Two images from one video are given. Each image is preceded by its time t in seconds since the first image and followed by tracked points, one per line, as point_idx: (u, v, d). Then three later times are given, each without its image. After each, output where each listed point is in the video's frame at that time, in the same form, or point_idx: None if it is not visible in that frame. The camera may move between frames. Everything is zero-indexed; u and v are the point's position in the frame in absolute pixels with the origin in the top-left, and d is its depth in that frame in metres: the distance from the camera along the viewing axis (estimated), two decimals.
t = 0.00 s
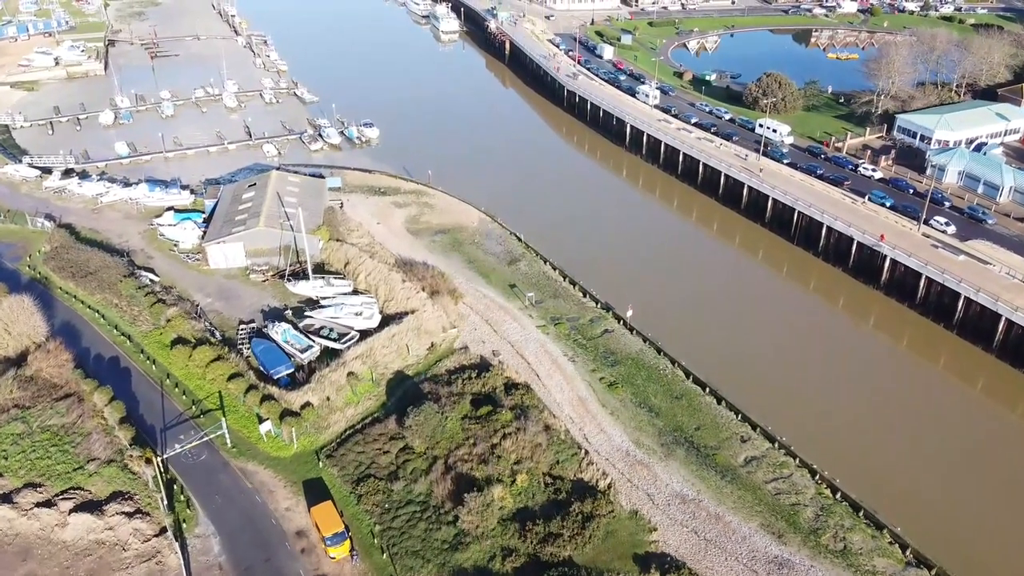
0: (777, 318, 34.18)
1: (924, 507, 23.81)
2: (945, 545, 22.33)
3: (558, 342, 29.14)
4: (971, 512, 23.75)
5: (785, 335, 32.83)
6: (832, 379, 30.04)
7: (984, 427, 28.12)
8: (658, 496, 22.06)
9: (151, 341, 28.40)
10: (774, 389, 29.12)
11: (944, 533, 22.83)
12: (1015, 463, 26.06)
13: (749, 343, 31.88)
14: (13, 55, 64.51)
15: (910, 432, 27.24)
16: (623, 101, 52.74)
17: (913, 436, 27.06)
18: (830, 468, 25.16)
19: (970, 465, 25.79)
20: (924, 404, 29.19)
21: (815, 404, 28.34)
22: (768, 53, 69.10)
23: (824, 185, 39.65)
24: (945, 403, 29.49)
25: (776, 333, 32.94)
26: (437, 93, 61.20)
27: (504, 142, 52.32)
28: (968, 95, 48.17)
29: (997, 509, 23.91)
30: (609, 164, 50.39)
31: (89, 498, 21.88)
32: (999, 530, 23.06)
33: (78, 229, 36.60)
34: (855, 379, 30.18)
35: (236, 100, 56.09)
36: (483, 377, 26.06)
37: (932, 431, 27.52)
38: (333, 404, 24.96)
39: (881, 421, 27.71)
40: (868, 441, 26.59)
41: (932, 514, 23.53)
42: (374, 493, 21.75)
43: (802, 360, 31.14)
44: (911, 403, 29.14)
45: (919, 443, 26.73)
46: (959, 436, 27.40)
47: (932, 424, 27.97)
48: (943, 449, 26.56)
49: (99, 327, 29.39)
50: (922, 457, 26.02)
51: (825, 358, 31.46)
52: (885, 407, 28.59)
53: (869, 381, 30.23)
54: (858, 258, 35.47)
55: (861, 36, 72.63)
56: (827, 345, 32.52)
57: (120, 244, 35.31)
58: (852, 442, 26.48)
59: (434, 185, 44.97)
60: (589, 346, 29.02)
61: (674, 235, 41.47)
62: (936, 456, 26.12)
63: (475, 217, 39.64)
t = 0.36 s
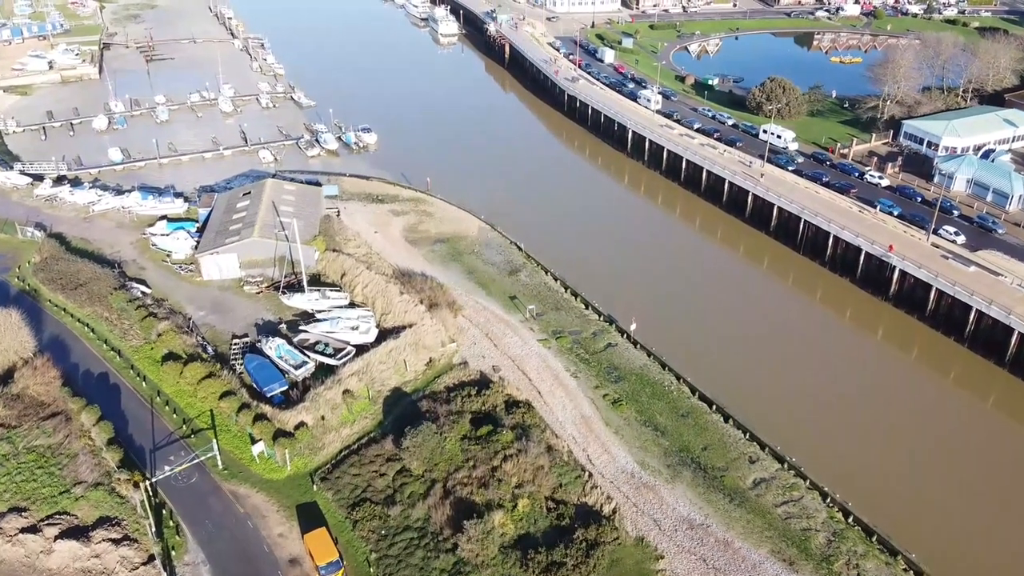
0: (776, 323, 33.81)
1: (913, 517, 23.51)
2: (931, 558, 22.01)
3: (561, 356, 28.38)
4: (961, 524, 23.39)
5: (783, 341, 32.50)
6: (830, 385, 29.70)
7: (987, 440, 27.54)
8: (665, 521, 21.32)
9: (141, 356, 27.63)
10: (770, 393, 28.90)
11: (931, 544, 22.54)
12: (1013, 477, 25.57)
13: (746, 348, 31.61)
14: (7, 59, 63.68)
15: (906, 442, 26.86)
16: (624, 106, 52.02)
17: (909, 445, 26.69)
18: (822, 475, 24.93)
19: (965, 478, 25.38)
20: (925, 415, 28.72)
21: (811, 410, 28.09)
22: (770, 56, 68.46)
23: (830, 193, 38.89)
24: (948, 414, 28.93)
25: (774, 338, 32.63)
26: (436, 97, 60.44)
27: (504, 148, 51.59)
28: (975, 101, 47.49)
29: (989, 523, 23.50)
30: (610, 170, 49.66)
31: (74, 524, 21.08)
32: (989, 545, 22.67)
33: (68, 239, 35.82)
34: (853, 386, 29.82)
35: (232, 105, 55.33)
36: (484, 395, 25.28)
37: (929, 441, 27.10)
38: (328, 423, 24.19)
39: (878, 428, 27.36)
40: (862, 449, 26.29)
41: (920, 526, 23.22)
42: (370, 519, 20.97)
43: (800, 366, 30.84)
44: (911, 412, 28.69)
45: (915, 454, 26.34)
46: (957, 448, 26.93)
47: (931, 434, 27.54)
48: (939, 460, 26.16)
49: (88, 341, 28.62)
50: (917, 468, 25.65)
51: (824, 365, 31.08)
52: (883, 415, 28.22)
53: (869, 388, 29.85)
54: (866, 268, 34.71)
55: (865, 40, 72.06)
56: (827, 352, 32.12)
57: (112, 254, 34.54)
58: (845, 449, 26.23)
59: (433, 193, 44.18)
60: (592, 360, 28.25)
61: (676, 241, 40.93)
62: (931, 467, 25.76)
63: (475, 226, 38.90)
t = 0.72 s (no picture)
0: (777, 328, 33.58)
1: (910, 521, 23.37)
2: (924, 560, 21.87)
3: (563, 372, 27.60)
4: (959, 529, 23.21)
5: (784, 345, 32.29)
6: (830, 389, 29.53)
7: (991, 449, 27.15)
8: (672, 549, 20.59)
9: (132, 372, 26.84)
10: (770, 395, 28.79)
11: (926, 547, 22.41)
12: (1013, 484, 25.32)
13: (746, 350, 31.48)
14: None
15: (905, 446, 26.69)
16: (626, 111, 51.29)
17: (908, 449, 26.56)
18: (818, 478, 24.83)
19: (963, 481, 25.22)
20: (928, 421, 28.40)
21: (811, 413, 27.97)
22: (772, 60, 67.80)
23: (836, 201, 38.15)
24: (952, 422, 28.55)
25: (774, 341, 32.47)
26: (435, 101, 59.67)
27: (504, 154, 50.84)
28: (982, 106, 46.80)
29: (985, 527, 23.32)
30: (612, 177, 48.90)
31: (60, 551, 20.28)
32: (984, 549, 22.47)
33: (59, 249, 35.03)
34: (855, 391, 29.62)
35: (228, 110, 54.56)
36: (484, 413, 24.49)
37: (928, 446, 26.89)
38: (323, 444, 23.43)
39: (873, 430, 27.27)
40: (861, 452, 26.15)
41: (916, 528, 23.09)
42: (366, 547, 20.19)
43: (801, 369, 30.68)
44: (912, 418, 28.45)
45: (914, 458, 26.14)
46: (957, 453, 26.69)
47: (932, 439, 27.31)
48: (938, 464, 25.97)
49: (77, 357, 27.82)
50: (915, 471, 25.51)
51: (825, 370, 30.88)
52: (881, 419, 28.06)
53: (868, 393, 29.65)
54: (875, 279, 33.97)
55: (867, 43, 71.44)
56: (829, 357, 31.86)
57: (103, 265, 33.75)
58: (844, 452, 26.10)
59: (432, 201, 43.37)
60: (595, 376, 27.46)
61: (673, 245, 40.62)
62: (930, 470, 25.57)
63: (474, 235, 38.14)
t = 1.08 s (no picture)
0: (774, 333, 33.28)
1: (905, 526, 23.17)
2: (917, 567, 21.67)
3: (566, 389, 26.84)
4: (956, 537, 22.93)
5: (786, 351, 32.00)
6: (831, 394, 29.27)
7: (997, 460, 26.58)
8: None
9: (121, 390, 26.04)
10: (771, 398, 28.60)
11: (920, 553, 22.20)
12: (1013, 492, 24.94)
13: (745, 354, 31.23)
14: None
15: (903, 452, 26.42)
16: (627, 116, 50.56)
17: (909, 456, 26.26)
18: (816, 483, 24.63)
19: (959, 482, 25.21)
20: (932, 431, 27.95)
21: (811, 417, 27.78)
22: (774, 63, 67.11)
23: (843, 210, 37.42)
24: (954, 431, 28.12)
25: (769, 344, 32.25)
26: (434, 105, 58.90)
27: (503, 159, 50.10)
28: (989, 112, 46.11)
29: (983, 532, 23.15)
30: (613, 183, 48.19)
31: None
32: (981, 554, 22.31)
33: (49, 261, 34.23)
34: (849, 394, 29.47)
35: (223, 114, 53.79)
36: (484, 434, 23.68)
37: (930, 453, 26.55)
38: (318, 468, 22.65)
39: (867, 432, 27.21)
40: (860, 457, 25.92)
41: (911, 534, 22.87)
42: None
43: (802, 374, 30.44)
44: (913, 425, 28.11)
45: (914, 465, 25.85)
46: (953, 458, 26.48)
47: (934, 448, 26.94)
48: (935, 468, 25.80)
49: (66, 373, 27.03)
50: (914, 478, 25.20)
51: (828, 376, 30.56)
52: (875, 422, 27.98)
53: (863, 396, 29.48)
54: (883, 291, 33.23)
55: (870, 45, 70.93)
56: (826, 362, 31.59)
57: (94, 278, 32.97)
58: (843, 456, 25.90)
59: (431, 209, 42.60)
60: (599, 393, 26.69)
61: (670, 249, 40.26)
62: (929, 477, 25.28)
63: (474, 244, 37.39)
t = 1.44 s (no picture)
0: (772, 339, 32.86)
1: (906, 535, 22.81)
2: None
3: (568, 407, 26.09)
4: (955, 545, 22.63)
5: (788, 359, 31.52)
6: (829, 401, 28.90)
7: (1005, 473, 25.97)
8: None
9: (110, 410, 25.25)
10: (771, 405, 28.20)
11: (921, 564, 21.85)
12: (1012, 500, 24.63)
13: (742, 360, 30.86)
14: None
15: (901, 459, 26.09)
16: (629, 122, 49.86)
17: (912, 465, 25.81)
18: (814, 491, 24.25)
19: (957, 489, 24.90)
20: (938, 443, 27.37)
21: (812, 425, 27.38)
22: (777, 66, 66.43)
23: (850, 219, 36.71)
24: (953, 438, 27.76)
25: (766, 351, 31.87)
26: (432, 110, 58.14)
27: (502, 165, 49.33)
28: (996, 118, 45.43)
29: (982, 540, 22.85)
30: (614, 190, 47.45)
31: None
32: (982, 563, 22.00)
33: (39, 273, 33.43)
34: (847, 400, 29.10)
35: (219, 120, 53.01)
36: (484, 456, 22.88)
37: (929, 461, 26.19)
38: (312, 493, 21.88)
39: (865, 439, 26.86)
40: (862, 465, 25.52)
41: (911, 544, 22.51)
42: None
43: (805, 381, 29.98)
44: (911, 432, 27.76)
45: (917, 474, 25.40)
46: (952, 465, 26.15)
47: (938, 459, 26.41)
48: (933, 475, 25.48)
49: (54, 392, 26.20)
50: (912, 485, 24.87)
51: (831, 385, 30.10)
52: (873, 428, 27.61)
53: (861, 403, 29.10)
54: (893, 303, 32.48)
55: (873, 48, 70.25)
56: (823, 369, 31.19)
57: (84, 291, 32.20)
58: (845, 464, 25.51)
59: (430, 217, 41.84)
60: (603, 412, 25.92)
61: (668, 255, 39.80)
62: (928, 485, 24.96)
63: (473, 255, 36.66)
